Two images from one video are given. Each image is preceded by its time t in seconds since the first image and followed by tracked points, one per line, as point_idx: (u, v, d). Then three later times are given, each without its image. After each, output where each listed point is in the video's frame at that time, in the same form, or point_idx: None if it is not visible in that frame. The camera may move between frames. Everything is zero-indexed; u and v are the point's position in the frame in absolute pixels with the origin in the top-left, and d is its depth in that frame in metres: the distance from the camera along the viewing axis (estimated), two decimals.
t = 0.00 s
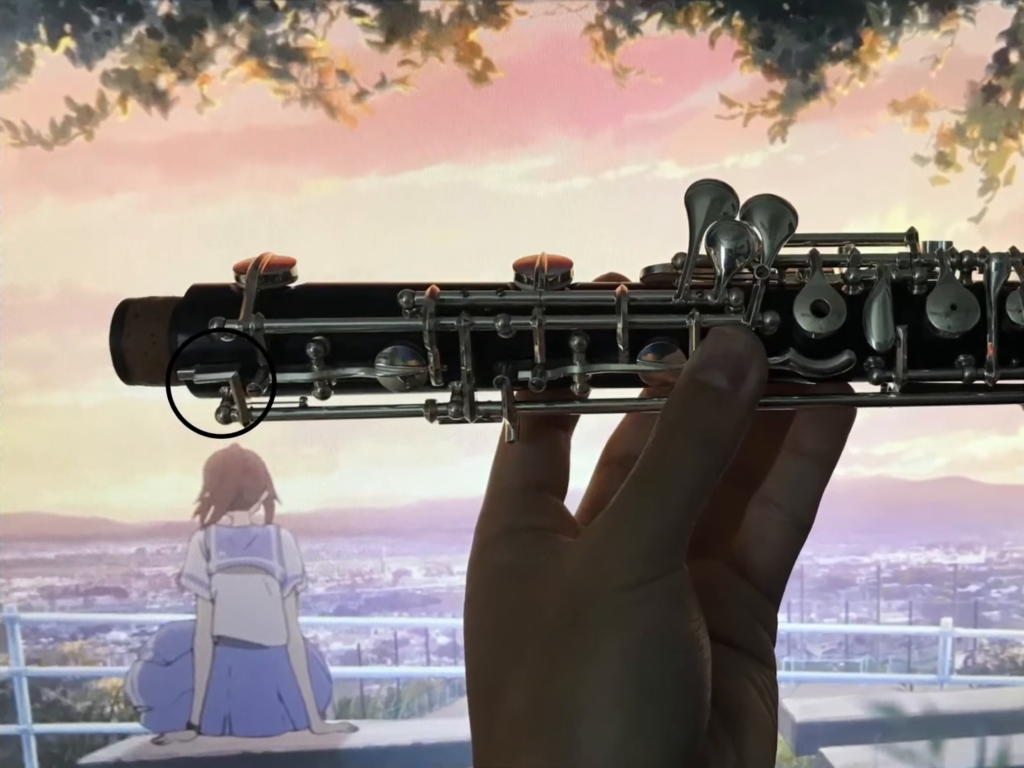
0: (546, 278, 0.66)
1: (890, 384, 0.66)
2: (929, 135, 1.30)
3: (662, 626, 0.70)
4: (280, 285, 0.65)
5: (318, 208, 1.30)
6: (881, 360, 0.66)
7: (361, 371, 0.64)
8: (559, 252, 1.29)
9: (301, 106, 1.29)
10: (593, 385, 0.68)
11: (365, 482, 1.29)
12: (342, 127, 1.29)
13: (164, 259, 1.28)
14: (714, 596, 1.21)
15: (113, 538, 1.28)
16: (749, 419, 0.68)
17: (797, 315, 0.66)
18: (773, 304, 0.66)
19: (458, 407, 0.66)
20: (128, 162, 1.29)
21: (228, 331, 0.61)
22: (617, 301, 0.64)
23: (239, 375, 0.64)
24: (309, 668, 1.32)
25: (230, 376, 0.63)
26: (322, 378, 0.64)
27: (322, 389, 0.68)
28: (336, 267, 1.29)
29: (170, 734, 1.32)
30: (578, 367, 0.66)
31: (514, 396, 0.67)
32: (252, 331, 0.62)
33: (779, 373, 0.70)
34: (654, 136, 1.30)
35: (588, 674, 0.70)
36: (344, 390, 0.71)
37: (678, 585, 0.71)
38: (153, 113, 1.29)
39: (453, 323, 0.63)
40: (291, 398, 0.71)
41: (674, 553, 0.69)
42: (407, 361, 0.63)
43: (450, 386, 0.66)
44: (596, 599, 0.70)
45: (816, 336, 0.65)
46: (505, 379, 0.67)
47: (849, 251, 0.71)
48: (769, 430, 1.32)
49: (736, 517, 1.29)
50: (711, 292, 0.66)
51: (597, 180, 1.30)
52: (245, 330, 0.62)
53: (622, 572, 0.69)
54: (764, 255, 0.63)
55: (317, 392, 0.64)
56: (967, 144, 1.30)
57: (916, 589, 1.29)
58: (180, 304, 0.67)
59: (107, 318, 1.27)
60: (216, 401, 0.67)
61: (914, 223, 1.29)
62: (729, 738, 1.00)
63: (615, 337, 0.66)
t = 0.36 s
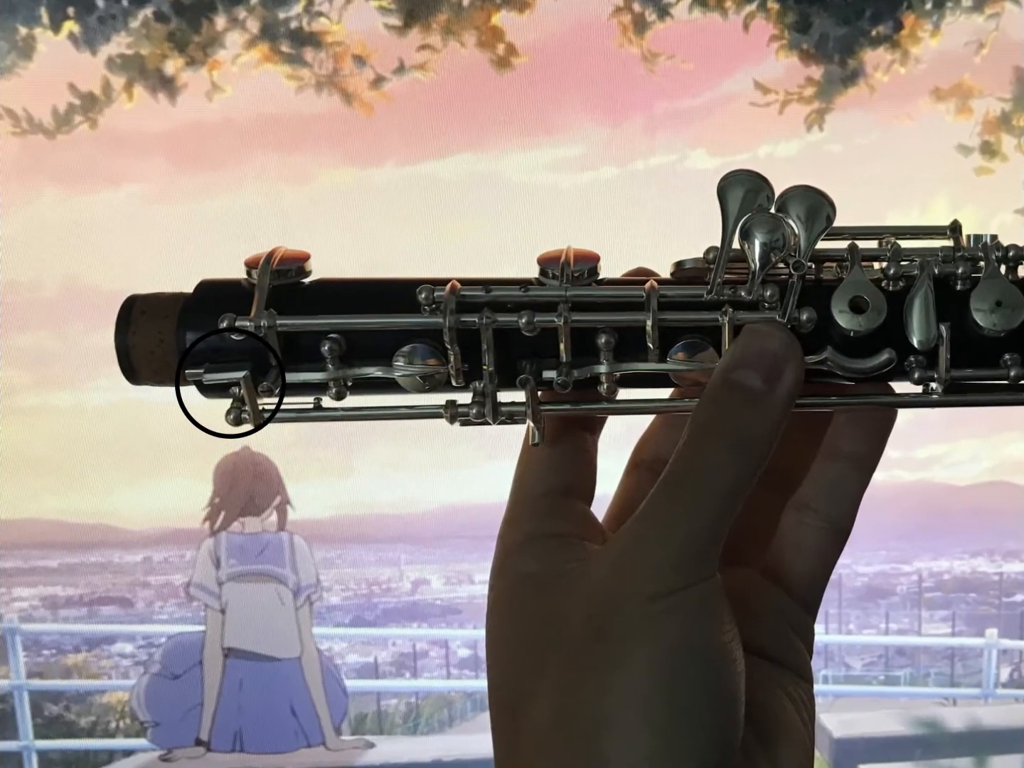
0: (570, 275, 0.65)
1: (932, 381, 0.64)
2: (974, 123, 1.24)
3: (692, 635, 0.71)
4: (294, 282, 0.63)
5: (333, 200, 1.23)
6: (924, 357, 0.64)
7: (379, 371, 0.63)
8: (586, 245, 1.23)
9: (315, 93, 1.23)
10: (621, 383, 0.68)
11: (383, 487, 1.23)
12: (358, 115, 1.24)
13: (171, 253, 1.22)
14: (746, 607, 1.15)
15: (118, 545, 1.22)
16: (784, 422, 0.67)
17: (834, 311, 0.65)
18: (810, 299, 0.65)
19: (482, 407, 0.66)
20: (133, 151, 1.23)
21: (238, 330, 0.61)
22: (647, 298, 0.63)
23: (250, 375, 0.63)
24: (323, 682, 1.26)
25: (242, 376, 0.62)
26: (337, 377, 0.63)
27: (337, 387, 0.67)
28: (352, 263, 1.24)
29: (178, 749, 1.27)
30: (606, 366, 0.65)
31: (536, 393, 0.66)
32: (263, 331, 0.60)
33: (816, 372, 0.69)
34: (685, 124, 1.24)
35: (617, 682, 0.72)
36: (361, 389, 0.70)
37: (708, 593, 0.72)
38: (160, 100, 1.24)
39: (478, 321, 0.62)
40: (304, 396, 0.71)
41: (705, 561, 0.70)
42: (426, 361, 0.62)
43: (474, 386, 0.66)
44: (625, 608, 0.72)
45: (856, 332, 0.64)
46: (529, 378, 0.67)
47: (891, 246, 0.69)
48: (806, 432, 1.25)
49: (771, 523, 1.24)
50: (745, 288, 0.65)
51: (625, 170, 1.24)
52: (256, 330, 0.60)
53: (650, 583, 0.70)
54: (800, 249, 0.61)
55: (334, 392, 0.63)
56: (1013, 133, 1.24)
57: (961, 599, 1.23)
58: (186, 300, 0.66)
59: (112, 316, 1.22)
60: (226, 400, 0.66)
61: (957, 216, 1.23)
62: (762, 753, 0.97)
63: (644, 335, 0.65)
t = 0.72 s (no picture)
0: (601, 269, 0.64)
1: (980, 383, 0.60)
2: (1022, 110, 1.18)
3: (727, 648, 0.66)
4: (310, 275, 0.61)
5: (351, 190, 1.18)
6: (970, 356, 0.60)
7: (398, 370, 0.61)
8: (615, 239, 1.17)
9: (331, 79, 1.17)
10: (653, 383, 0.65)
11: (402, 493, 1.17)
12: (376, 100, 1.18)
13: (180, 246, 1.16)
14: (783, 617, 1.09)
15: (124, 553, 1.17)
16: (821, 421, 0.63)
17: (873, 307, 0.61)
18: (849, 294, 0.62)
19: (506, 409, 0.63)
20: (140, 140, 1.18)
21: (250, 327, 0.59)
22: (679, 292, 0.61)
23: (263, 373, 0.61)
24: (339, 696, 1.20)
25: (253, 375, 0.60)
26: (352, 377, 0.61)
27: (354, 389, 0.66)
28: (371, 256, 1.18)
29: None
30: (636, 365, 0.61)
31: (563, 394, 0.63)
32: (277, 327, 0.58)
33: (857, 373, 0.65)
34: (719, 111, 1.18)
35: (646, 700, 0.67)
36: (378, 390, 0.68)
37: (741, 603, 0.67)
38: (167, 86, 1.18)
39: (499, 316, 0.59)
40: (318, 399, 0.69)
41: (739, 570, 0.65)
42: (448, 358, 0.59)
43: (497, 386, 0.63)
44: (654, 620, 0.67)
45: (898, 331, 0.60)
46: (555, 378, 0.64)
47: (936, 238, 0.65)
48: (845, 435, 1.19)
49: (809, 531, 1.16)
50: (783, 283, 0.62)
51: (656, 160, 1.18)
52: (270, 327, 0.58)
53: (683, 594, 0.66)
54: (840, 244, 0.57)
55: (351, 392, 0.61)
56: None
57: (1007, 609, 1.18)
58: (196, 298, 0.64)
59: (117, 312, 1.16)
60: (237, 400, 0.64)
61: (1006, 208, 1.17)
62: None
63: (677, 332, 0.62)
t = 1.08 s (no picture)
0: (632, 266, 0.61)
1: None
2: None
3: (765, 657, 0.64)
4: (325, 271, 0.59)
5: (370, 181, 1.12)
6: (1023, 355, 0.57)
7: (418, 369, 0.59)
8: (648, 231, 1.11)
9: (348, 63, 1.11)
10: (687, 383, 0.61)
11: (424, 499, 1.12)
12: (396, 86, 1.12)
13: (188, 238, 1.11)
14: (823, 628, 1.02)
15: (130, 562, 1.12)
16: (864, 422, 0.60)
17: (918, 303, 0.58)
18: (894, 289, 0.58)
19: (533, 410, 0.61)
20: (147, 127, 1.12)
21: (261, 325, 0.56)
22: (715, 287, 0.58)
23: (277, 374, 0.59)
24: (357, 713, 1.15)
25: (264, 375, 0.57)
26: (371, 376, 0.58)
27: (371, 389, 0.63)
28: (391, 249, 1.12)
29: None
30: (670, 364, 0.58)
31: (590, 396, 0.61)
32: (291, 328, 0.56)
33: (902, 371, 0.62)
34: (757, 96, 1.12)
35: (684, 714, 0.64)
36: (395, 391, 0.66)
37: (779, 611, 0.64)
38: (175, 70, 1.12)
39: (527, 313, 0.56)
40: (335, 399, 0.66)
41: (779, 578, 0.62)
42: (472, 358, 0.57)
43: (523, 386, 0.61)
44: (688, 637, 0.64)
45: (945, 328, 0.57)
46: (584, 377, 0.61)
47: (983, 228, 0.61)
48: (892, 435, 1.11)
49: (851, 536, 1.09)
50: (823, 278, 0.58)
51: (691, 147, 1.12)
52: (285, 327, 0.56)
53: (722, 605, 0.62)
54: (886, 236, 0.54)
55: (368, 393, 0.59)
56: None
57: None
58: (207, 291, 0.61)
59: (124, 309, 1.10)
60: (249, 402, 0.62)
61: None
62: None
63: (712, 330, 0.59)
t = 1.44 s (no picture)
0: (664, 255, 0.67)
1: None
2: None
3: (803, 669, 0.71)
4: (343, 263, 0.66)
5: (391, 171, 1.07)
6: None
7: (440, 367, 0.65)
8: (684, 222, 1.06)
9: (367, 46, 1.06)
10: (720, 383, 0.69)
11: (448, 506, 1.06)
12: (418, 70, 1.07)
13: (201, 231, 1.06)
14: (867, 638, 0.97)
15: (138, 572, 1.07)
16: (912, 424, 0.67)
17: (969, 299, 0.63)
18: (940, 286, 0.64)
19: (562, 409, 0.67)
20: (156, 114, 1.07)
21: (277, 323, 0.62)
22: (754, 282, 0.64)
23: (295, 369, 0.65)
24: (377, 731, 1.08)
25: (282, 372, 0.64)
26: (393, 375, 0.64)
27: (392, 389, 0.67)
28: (415, 242, 1.07)
29: None
30: (706, 362, 0.65)
31: (621, 395, 0.68)
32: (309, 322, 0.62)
33: (952, 370, 0.68)
34: (799, 80, 1.06)
35: (728, 714, 0.72)
36: (437, 389, 0.70)
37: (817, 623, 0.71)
38: (185, 52, 1.06)
39: (557, 310, 0.63)
40: (355, 398, 0.70)
41: (818, 590, 0.69)
42: (495, 356, 0.63)
43: (553, 385, 0.68)
44: (732, 637, 0.72)
45: (996, 325, 0.62)
46: (617, 377, 0.68)
47: None
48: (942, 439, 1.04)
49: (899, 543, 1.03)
50: (869, 273, 0.64)
51: (729, 135, 1.06)
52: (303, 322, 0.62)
53: (761, 617, 0.70)
54: (931, 227, 0.58)
55: (390, 391, 0.65)
56: None
57: None
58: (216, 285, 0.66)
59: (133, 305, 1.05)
60: (263, 400, 0.67)
61: None
62: None
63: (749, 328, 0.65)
